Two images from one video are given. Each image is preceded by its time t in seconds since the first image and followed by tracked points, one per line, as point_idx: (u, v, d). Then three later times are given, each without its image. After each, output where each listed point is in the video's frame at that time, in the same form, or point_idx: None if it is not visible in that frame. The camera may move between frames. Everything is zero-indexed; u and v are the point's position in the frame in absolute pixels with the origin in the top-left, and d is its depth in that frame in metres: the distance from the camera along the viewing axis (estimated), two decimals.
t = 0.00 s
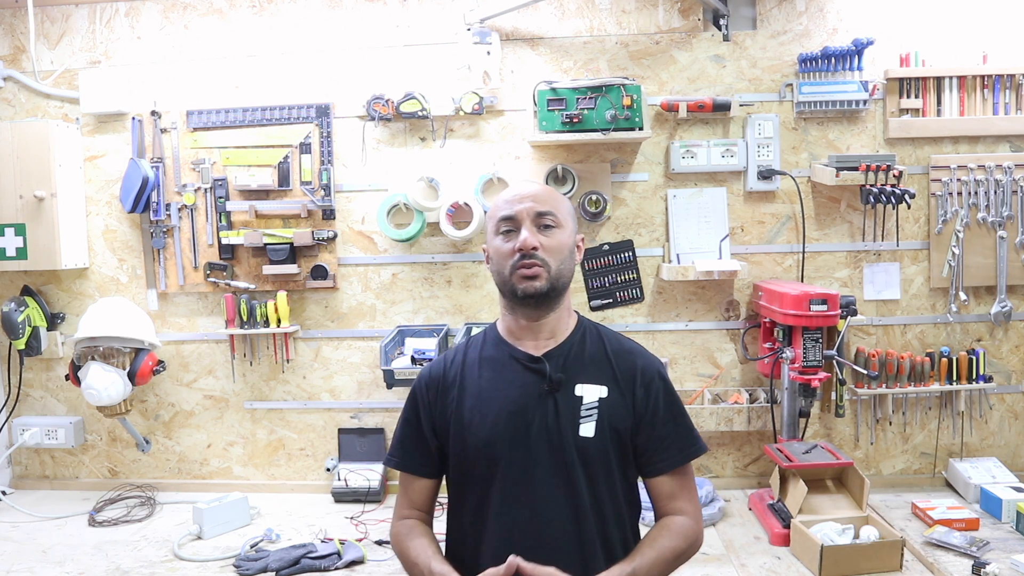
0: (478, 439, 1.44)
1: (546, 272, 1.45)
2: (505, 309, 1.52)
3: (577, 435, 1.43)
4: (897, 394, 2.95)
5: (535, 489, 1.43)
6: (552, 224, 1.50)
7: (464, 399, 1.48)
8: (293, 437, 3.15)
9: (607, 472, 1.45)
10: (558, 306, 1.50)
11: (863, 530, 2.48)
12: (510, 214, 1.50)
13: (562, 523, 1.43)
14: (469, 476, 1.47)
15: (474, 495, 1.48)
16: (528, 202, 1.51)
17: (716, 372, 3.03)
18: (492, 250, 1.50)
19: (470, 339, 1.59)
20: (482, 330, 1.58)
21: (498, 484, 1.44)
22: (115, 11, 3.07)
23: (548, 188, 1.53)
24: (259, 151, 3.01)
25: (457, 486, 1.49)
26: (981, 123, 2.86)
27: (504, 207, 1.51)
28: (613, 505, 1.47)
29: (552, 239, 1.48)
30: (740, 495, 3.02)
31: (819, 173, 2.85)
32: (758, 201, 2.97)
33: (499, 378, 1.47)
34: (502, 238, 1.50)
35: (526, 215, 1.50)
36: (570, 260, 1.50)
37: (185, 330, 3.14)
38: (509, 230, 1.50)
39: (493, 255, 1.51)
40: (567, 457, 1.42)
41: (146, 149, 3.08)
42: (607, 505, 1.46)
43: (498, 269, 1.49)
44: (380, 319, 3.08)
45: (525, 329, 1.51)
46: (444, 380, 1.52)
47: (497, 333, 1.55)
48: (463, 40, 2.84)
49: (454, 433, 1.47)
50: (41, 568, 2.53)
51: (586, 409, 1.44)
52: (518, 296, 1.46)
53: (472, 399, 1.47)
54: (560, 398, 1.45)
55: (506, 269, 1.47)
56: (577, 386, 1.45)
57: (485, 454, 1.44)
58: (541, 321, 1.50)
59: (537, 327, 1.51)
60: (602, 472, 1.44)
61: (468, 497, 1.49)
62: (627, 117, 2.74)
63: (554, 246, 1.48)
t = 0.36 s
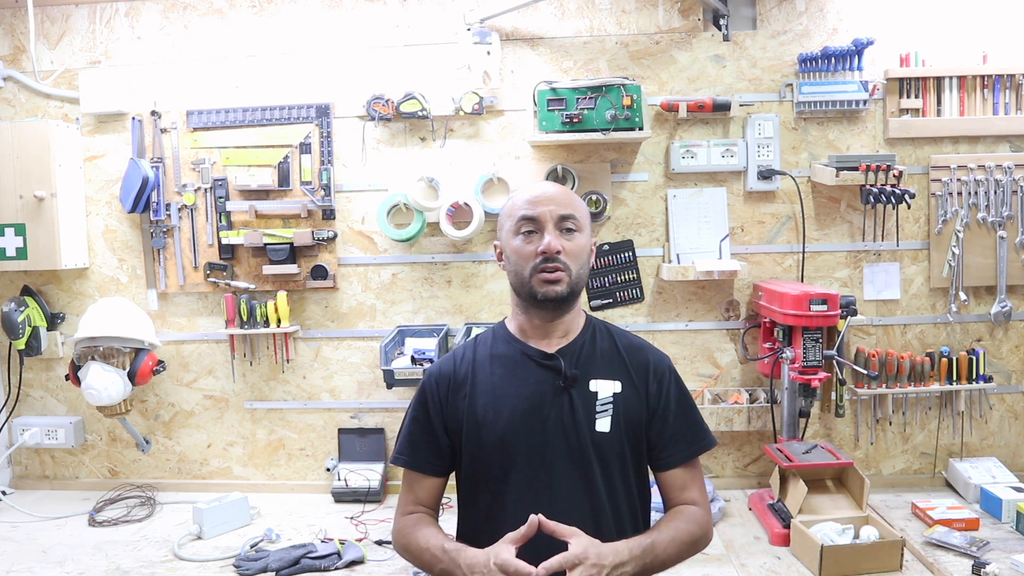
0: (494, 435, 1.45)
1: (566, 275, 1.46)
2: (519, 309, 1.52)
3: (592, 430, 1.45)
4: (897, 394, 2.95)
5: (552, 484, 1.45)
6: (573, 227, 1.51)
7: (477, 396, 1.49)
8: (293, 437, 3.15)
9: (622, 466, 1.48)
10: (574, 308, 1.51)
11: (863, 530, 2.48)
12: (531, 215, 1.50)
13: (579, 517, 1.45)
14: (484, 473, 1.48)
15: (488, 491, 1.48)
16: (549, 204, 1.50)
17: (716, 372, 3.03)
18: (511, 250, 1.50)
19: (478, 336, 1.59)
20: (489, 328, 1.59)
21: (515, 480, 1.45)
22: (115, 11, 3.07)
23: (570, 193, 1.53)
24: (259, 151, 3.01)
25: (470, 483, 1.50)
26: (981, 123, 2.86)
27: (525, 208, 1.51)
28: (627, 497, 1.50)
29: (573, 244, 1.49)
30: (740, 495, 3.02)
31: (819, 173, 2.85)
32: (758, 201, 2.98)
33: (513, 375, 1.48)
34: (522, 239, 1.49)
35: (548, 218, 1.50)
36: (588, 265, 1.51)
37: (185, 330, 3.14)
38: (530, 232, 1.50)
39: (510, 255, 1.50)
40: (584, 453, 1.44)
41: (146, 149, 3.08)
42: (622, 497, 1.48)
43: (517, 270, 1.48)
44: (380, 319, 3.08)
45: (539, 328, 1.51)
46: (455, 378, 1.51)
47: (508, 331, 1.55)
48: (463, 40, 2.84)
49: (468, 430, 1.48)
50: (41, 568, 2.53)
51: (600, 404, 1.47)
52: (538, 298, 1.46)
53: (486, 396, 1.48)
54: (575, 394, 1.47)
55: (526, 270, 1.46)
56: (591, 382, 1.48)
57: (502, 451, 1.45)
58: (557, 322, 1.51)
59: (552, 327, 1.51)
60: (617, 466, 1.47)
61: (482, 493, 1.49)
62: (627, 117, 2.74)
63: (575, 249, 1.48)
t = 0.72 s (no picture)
0: (498, 438, 1.45)
1: (577, 284, 1.46)
2: (526, 310, 1.52)
3: (595, 435, 1.46)
4: (897, 394, 2.95)
5: (555, 488, 1.45)
6: (589, 236, 1.50)
7: (481, 398, 1.49)
8: (293, 437, 3.15)
9: (624, 471, 1.48)
10: (581, 315, 1.51)
11: (863, 530, 2.49)
12: (549, 220, 1.49)
13: (581, 522, 1.45)
14: (486, 476, 1.48)
15: (490, 495, 1.48)
16: (568, 210, 1.49)
17: (716, 372, 3.03)
18: (524, 252, 1.49)
19: (482, 337, 1.59)
20: (494, 328, 1.58)
21: (517, 484, 1.45)
22: (115, 11, 3.07)
23: (590, 200, 1.52)
24: (259, 151, 3.01)
25: (471, 486, 1.50)
26: (981, 123, 2.86)
27: (544, 211, 1.49)
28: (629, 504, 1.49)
29: (587, 252, 1.49)
30: (740, 495, 3.02)
31: (819, 173, 2.85)
32: (758, 201, 2.98)
33: (517, 378, 1.48)
34: (536, 242, 1.49)
35: (566, 224, 1.49)
36: (599, 274, 1.51)
37: (185, 330, 3.14)
38: (546, 236, 1.49)
39: (523, 257, 1.49)
40: (587, 457, 1.45)
41: (146, 149, 3.08)
42: (624, 503, 1.48)
43: (529, 273, 1.48)
44: (380, 319, 3.08)
45: (543, 331, 1.51)
46: (458, 379, 1.51)
47: (512, 331, 1.55)
48: (463, 40, 2.84)
49: (471, 432, 1.48)
50: (41, 568, 2.53)
51: (604, 409, 1.47)
52: (547, 304, 1.46)
53: (490, 399, 1.48)
54: (579, 399, 1.47)
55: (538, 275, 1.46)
56: (595, 386, 1.48)
57: (505, 454, 1.45)
58: (563, 327, 1.51)
59: (558, 331, 1.51)
60: (619, 471, 1.47)
61: (483, 497, 1.49)
62: (627, 117, 2.74)
63: (590, 259, 1.48)
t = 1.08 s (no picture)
0: (495, 436, 1.46)
1: (564, 279, 1.46)
2: (519, 311, 1.53)
3: (592, 432, 1.46)
4: (897, 394, 2.95)
5: (553, 485, 1.44)
6: (572, 231, 1.51)
7: (478, 398, 1.49)
8: (293, 437, 3.15)
9: (622, 469, 1.47)
10: (574, 310, 1.51)
11: (863, 530, 2.49)
12: (531, 220, 1.50)
13: (580, 520, 1.44)
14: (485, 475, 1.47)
15: (489, 495, 1.47)
16: (549, 209, 1.51)
17: (716, 372, 3.03)
18: (510, 253, 1.51)
19: (479, 339, 1.61)
20: (492, 329, 1.60)
21: (516, 481, 1.44)
22: (115, 11, 3.07)
23: (571, 197, 1.53)
24: (259, 151, 3.01)
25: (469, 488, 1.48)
26: (981, 123, 2.86)
27: (527, 212, 1.51)
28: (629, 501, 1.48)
29: (572, 247, 1.49)
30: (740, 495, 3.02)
31: (819, 173, 2.85)
32: (758, 201, 2.98)
33: (513, 377, 1.49)
34: (521, 243, 1.50)
35: (548, 222, 1.50)
36: (588, 268, 1.51)
37: (185, 330, 3.14)
38: (529, 235, 1.50)
39: (509, 258, 1.51)
40: (584, 454, 1.45)
41: (146, 149, 3.08)
42: (624, 502, 1.47)
43: (515, 272, 1.49)
44: (380, 319, 3.08)
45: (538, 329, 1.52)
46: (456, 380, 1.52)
47: (509, 331, 1.56)
48: (463, 40, 2.84)
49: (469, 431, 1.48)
50: (41, 568, 2.53)
51: (600, 405, 1.48)
52: (536, 302, 1.46)
53: (487, 398, 1.49)
54: (576, 396, 1.47)
55: (524, 274, 1.47)
56: (591, 384, 1.49)
57: (502, 452, 1.45)
58: (557, 324, 1.52)
59: (551, 329, 1.52)
60: (617, 469, 1.47)
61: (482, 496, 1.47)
62: (627, 117, 2.74)
63: (574, 254, 1.48)
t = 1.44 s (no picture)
0: (493, 440, 1.46)
1: (565, 282, 1.45)
2: (519, 314, 1.53)
3: (590, 437, 1.46)
4: (897, 394, 2.95)
5: (550, 490, 1.44)
6: (571, 233, 1.50)
7: (476, 402, 1.49)
8: (293, 437, 3.15)
9: (620, 473, 1.47)
10: (573, 312, 1.51)
11: (863, 530, 2.49)
12: (528, 223, 1.49)
13: (577, 525, 1.44)
14: (483, 478, 1.47)
15: (487, 498, 1.47)
16: (546, 211, 1.50)
17: (716, 372, 3.03)
18: (509, 256, 1.50)
19: (478, 342, 1.61)
20: (491, 332, 1.60)
21: (513, 485, 1.44)
22: (115, 11, 3.07)
23: (567, 198, 1.52)
24: (259, 151, 3.01)
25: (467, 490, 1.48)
26: (981, 123, 2.86)
27: (524, 215, 1.50)
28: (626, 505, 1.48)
29: (571, 249, 1.48)
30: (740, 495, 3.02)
31: (819, 173, 2.85)
32: (758, 201, 2.98)
33: (511, 382, 1.49)
34: (519, 246, 1.49)
35: (545, 224, 1.49)
36: (587, 269, 1.51)
37: (185, 330, 3.14)
38: (528, 238, 1.49)
39: (508, 261, 1.50)
40: (581, 459, 1.45)
41: (146, 149, 3.07)
42: (621, 505, 1.47)
43: (515, 276, 1.48)
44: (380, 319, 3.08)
45: (538, 332, 1.52)
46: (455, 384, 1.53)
47: (508, 334, 1.56)
48: (463, 40, 2.84)
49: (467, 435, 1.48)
50: (41, 568, 2.53)
51: (598, 410, 1.47)
52: (536, 305, 1.46)
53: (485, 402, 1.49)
54: (573, 400, 1.47)
55: (524, 278, 1.46)
56: (589, 388, 1.48)
57: (501, 455, 1.45)
58: (557, 326, 1.51)
59: (551, 331, 1.52)
60: (614, 473, 1.47)
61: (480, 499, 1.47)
62: (627, 117, 2.74)
63: (573, 255, 1.48)
